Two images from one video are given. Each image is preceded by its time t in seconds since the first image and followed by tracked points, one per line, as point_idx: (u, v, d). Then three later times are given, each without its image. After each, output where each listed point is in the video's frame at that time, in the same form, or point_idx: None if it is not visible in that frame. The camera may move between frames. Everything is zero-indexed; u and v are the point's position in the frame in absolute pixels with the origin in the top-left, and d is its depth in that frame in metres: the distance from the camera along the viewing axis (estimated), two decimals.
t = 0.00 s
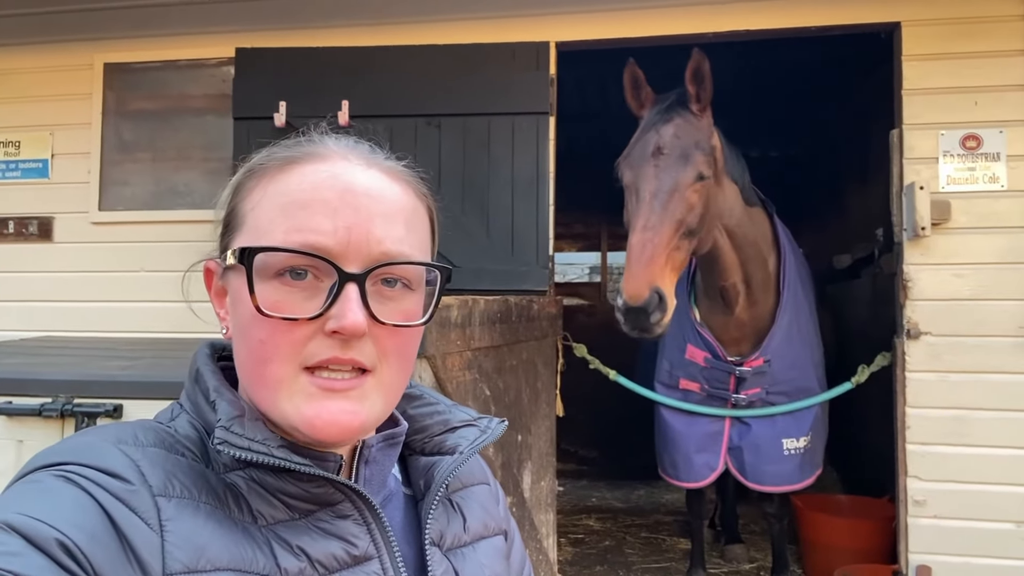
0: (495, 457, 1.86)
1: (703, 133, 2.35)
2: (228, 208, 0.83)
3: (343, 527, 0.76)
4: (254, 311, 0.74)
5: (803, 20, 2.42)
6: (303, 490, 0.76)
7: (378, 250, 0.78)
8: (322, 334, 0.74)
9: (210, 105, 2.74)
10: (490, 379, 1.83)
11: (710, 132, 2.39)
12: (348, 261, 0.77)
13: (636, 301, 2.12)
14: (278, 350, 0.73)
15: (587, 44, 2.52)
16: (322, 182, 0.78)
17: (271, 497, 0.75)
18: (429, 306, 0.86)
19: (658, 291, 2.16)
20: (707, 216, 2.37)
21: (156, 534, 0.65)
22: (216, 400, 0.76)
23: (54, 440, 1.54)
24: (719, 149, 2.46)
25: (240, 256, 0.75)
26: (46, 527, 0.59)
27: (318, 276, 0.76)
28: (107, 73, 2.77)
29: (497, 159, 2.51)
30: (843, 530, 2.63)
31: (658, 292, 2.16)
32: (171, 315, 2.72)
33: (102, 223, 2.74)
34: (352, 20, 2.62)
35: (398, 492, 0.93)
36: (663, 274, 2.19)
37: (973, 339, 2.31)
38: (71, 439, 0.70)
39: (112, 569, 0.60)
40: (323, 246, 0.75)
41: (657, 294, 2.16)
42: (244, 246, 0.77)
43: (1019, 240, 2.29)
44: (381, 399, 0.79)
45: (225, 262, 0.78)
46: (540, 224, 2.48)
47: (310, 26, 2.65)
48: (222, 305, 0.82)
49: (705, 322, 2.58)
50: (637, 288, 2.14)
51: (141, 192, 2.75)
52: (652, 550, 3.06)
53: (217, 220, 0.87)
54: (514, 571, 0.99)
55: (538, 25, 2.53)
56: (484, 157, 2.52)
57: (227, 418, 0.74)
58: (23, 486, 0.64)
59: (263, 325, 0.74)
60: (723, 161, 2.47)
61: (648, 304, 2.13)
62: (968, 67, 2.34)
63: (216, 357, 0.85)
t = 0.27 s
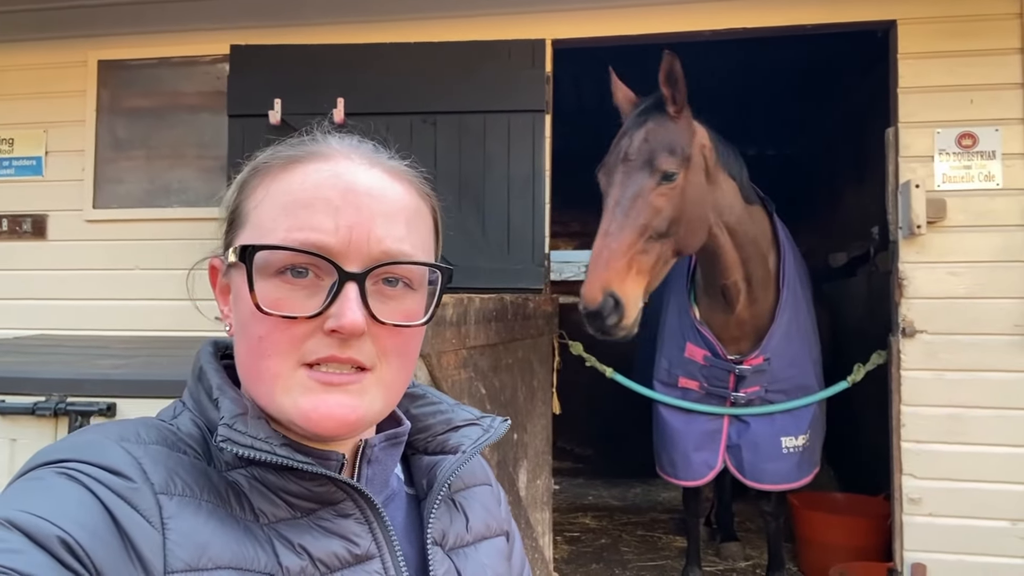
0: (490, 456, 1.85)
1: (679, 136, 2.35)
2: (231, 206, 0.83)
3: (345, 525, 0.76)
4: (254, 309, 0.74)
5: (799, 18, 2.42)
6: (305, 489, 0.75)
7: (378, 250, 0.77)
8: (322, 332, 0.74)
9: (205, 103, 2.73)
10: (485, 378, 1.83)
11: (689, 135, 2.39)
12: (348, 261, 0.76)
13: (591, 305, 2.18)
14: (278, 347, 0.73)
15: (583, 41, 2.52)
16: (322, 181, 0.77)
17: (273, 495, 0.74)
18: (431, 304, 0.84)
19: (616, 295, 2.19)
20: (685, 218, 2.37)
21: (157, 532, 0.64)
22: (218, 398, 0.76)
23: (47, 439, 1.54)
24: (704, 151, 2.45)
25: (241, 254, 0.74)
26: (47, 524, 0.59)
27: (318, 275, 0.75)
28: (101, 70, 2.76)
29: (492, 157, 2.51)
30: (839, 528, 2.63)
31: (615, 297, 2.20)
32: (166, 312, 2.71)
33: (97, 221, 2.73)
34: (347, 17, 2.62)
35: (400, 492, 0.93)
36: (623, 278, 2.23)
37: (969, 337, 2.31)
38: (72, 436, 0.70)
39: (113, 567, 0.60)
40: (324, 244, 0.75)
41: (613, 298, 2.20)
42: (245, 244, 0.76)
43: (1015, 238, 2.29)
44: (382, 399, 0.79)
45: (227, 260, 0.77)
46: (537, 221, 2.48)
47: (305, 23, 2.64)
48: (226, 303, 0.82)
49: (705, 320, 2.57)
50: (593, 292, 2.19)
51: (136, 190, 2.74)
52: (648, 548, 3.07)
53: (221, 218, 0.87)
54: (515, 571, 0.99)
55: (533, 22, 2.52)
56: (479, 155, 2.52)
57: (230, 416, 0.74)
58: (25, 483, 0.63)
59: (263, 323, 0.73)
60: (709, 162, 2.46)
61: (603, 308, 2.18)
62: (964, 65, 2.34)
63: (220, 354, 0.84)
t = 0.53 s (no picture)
0: (484, 456, 1.85)
1: (641, 146, 2.38)
2: (230, 208, 0.82)
3: (347, 526, 0.76)
4: (254, 310, 0.74)
5: (793, 18, 2.43)
6: (307, 490, 0.75)
7: (376, 249, 0.77)
8: (320, 332, 0.73)
9: (199, 101, 2.72)
10: (481, 377, 1.83)
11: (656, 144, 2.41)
12: (346, 259, 0.76)
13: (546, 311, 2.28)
14: (277, 347, 0.73)
15: (578, 41, 2.52)
16: (317, 182, 0.77)
17: (275, 496, 0.74)
18: (430, 299, 0.84)
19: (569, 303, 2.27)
20: (648, 226, 2.39)
21: (160, 533, 0.64)
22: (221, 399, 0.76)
23: (40, 439, 1.53)
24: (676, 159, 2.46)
25: (239, 255, 0.74)
26: (49, 525, 0.58)
27: (317, 274, 0.75)
28: (94, 69, 2.74)
29: (487, 157, 2.51)
30: (833, 526, 2.64)
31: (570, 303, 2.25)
32: (160, 312, 2.70)
33: (89, 220, 2.72)
34: (342, 16, 2.61)
35: (401, 494, 0.93)
36: (579, 285, 2.28)
37: (962, 336, 2.32)
38: (74, 437, 0.69)
39: (116, 568, 0.59)
40: (321, 243, 0.75)
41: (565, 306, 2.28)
42: (243, 245, 0.76)
43: (1007, 238, 2.31)
44: (382, 398, 0.78)
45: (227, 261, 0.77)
46: (531, 222, 2.48)
47: (299, 22, 2.63)
48: (227, 305, 0.82)
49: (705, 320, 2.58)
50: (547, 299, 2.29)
51: (129, 189, 2.73)
52: (643, 547, 3.07)
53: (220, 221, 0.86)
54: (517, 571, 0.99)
55: (528, 21, 2.52)
56: (474, 155, 2.52)
57: (232, 417, 0.74)
58: (27, 484, 0.63)
59: (262, 324, 0.73)
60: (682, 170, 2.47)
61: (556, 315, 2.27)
62: (957, 66, 2.35)
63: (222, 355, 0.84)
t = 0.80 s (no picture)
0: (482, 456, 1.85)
1: (611, 145, 2.43)
2: (232, 212, 0.82)
3: (349, 529, 0.76)
4: (258, 313, 0.74)
5: (791, 18, 2.43)
6: (310, 492, 0.75)
7: (379, 250, 0.77)
8: (324, 334, 0.73)
9: (196, 101, 2.72)
10: (479, 377, 1.83)
11: (626, 144, 2.45)
12: (349, 261, 0.76)
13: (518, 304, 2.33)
14: (280, 349, 0.73)
15: (576, 41, 2.52)
16: (318, 185, 0.77)
17: (277, 499, 0.74)
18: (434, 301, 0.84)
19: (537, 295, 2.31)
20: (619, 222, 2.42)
21: (162, 536, 0.64)
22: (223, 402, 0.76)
23: (36, 439, 1.52)
24: (651, 157, 2.47)
25: (243, 258, 0.74)
26: (52, 528, 0.58)
27: (320, 277, 0.75)
28: (90, 67, 2.73)
29: (485, 156, 2.51)
30: (830, 526, 2.64)
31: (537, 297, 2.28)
32: (156, 312, 2.69)
33: (85, 219, 2.71)
34: (340, 15, 2.61)
35: (402, 497, 0.93)
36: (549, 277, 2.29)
37: (959, 336, 2.33)
38: (76, 440, 0.69)
39: (119, 572, 0.59)
40: (324, 246, 0.75)
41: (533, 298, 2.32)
42: (246, 248, 0.76)
43: (1004, 238, 2.31)
44: (386, 398, 0.78)
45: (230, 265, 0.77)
46: (529, 222, 2.49)
47: (297, 21, 2.63)
48: (231, 308, 0.82)
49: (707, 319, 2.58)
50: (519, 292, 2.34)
51: (125, 189, 2.72)
52: (640, 546, 3.07)
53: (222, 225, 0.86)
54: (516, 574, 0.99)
55: (526, 21, 2.52)
56: (472, 154, 2.52)
57: (234, 420, 0.74)
58: (30, 487, 0.63)
59: (266, 327, 0.73)
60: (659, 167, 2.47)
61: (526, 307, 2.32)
62: (954, 66, 2.35)
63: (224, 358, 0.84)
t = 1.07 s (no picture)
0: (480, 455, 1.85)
1: (593, 132, 2.52)
2: (229, 218, 0.82)
3: (351, 528, 0.76)
4: (257, 316, 0.74)
5: (788, 19, 2.43)
6: (311, 491, 0.75)
7: (376, 251, 0.78)
8: (323, 335, 0.74)
9: (194, 100, 2.72)
10: (477, 377, 1.83)
11: (608, 130, 2.53)
12: (346, 263, 0.76)
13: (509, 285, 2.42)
14: (281, 351, 0.73)
15: (574, 40, 2.52)
16: (311, 187, 0.78)
17: (278, 498, 0.74)
18: (432, 300, 0.84)
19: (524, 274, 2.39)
20: (602, 205, 2.48)
21: (164, 535, 0.64)
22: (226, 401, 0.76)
23: (33, 438, 1.52)
24: (634, 143, 2.53)
25: (240, 263, 0.75)
26: (54, 527, 0.58)
27: (318, 279, 0.75)
28: (87, 67, 2.73)
29: (482, 157, 2.52)
30: (827, 525, 2.65)
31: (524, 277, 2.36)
32: (153, 311, 2.69)
33: (82, 219, 2.71)
34: (338, 15, 2.60)
35: (402, 498, 0.93)
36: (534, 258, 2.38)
37: (955, 336, 2.34)
38: (78, 440, 0.69)
39: (121, 571, 0.59)
40: (322, 248, 0.75)
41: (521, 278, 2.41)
42: (244, 253, 0.76)
43: (1000, 239, 2.32)
44: (388, 397, 0.78)
45: (229, 270, 0.77)
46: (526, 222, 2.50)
47: (295, 20, 2.63)
48: (231, 313, 0.82)
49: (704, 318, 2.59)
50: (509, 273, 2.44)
51: (123, 188, 2.72)
52: (637, 545, 3.08)
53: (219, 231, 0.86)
54: None
55: (524, 21, 2.52)
56: (469, 155, 2.52)
57: (237, 419, 0.74)
58: (32, 487, 0.63)
59: (265, 330, 0.73)
60: (643, 153, 2.52)
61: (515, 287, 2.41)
62: (951, 67, 2.36)
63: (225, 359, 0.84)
